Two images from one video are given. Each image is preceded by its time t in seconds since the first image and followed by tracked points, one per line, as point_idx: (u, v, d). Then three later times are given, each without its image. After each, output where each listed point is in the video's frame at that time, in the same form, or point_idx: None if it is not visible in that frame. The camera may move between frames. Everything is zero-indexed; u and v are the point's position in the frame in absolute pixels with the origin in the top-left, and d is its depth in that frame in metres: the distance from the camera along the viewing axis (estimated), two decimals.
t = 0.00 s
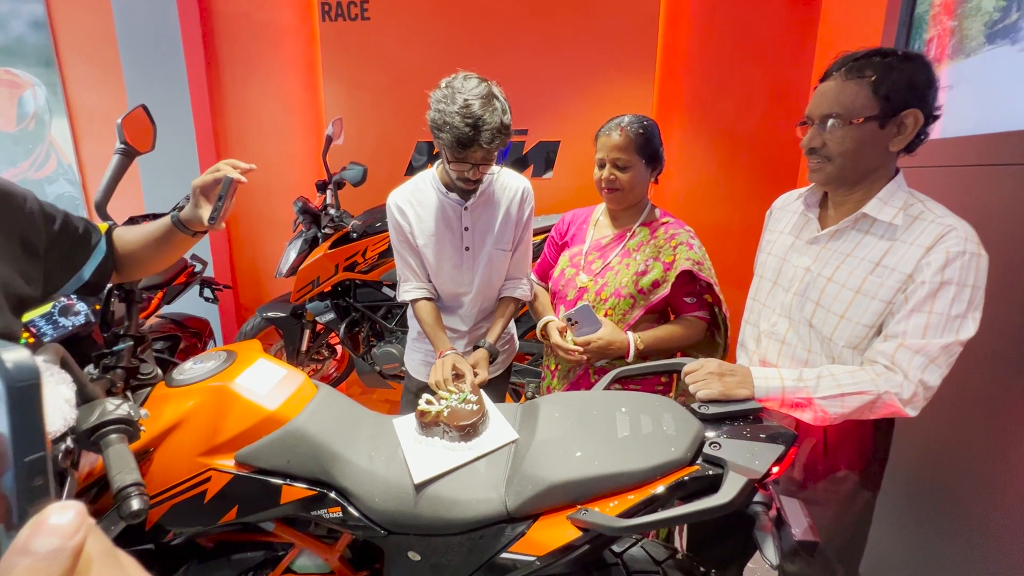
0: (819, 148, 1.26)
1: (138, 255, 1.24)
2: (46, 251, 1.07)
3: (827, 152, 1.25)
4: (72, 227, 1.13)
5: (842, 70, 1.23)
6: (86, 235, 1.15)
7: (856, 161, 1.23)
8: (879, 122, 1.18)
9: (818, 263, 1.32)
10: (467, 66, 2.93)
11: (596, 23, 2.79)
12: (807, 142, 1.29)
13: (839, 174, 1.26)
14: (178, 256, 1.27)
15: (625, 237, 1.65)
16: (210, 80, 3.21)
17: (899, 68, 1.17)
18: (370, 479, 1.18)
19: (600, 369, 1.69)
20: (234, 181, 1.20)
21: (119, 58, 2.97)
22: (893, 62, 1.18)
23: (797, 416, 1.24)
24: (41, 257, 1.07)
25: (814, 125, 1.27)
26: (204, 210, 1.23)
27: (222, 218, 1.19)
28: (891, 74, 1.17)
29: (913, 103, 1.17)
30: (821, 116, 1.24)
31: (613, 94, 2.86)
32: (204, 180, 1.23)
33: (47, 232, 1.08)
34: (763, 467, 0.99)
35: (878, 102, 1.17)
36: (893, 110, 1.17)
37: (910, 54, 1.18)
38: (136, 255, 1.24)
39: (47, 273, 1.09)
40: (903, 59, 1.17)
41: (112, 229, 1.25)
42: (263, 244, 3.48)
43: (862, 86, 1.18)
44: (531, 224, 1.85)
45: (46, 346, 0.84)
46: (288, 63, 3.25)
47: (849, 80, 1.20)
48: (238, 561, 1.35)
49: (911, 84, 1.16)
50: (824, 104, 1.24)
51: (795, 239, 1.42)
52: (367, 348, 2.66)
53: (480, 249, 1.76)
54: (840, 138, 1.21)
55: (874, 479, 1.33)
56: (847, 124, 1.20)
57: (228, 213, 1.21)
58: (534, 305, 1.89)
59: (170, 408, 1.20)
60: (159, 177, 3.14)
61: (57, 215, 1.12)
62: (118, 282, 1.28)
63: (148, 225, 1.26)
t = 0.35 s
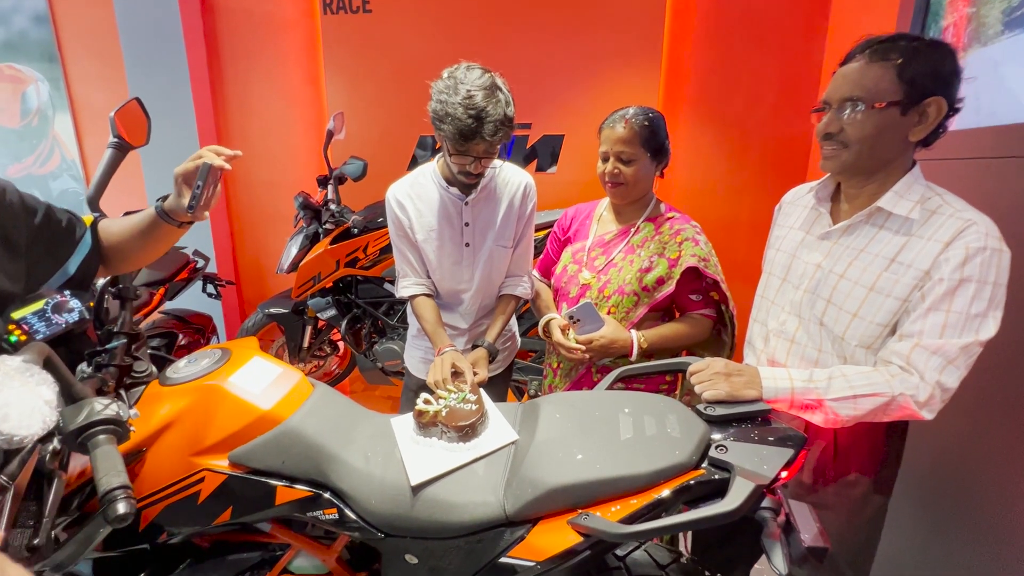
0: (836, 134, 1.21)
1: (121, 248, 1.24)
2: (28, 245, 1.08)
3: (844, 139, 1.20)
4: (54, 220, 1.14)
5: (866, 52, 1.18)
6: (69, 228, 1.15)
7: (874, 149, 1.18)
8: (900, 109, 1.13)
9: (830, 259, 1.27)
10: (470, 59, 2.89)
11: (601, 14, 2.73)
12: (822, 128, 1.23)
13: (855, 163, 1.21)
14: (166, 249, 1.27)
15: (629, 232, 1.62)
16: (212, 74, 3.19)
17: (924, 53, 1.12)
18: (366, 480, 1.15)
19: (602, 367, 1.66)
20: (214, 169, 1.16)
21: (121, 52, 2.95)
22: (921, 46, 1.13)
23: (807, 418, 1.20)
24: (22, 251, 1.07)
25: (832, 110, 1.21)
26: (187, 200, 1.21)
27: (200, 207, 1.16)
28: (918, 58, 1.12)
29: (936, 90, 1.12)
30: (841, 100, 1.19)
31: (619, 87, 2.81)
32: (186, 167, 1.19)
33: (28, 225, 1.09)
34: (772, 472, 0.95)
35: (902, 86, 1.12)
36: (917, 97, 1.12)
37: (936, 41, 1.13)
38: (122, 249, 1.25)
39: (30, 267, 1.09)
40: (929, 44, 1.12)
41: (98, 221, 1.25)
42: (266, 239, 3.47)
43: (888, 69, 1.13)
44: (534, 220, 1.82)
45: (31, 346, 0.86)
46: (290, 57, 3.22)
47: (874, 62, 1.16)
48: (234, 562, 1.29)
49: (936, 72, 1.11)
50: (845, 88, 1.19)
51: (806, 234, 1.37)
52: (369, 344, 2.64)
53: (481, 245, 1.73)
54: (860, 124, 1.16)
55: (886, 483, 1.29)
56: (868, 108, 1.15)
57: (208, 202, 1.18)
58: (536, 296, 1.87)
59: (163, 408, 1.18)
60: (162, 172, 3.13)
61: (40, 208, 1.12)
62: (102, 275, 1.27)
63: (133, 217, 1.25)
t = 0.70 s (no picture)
0: (854, 120, 1.17)
1: (108, 238, 1.21)
2: (11, 235, 1.10)
3: (862, 126, 1.16)
4: (39, 212, 1.14)
5: (888, 36, 1.14)
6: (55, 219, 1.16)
7: (894, 137, 1.14)
8: (923, 95, 1.09)
9: (842, 252, 1.24)
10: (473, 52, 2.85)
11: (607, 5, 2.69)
12: (840, 114, 1.20)
13: (874, 152, 1.17)
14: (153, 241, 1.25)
15: (631, 223, 1.59)
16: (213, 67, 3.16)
17: (950, 36, 1.08)
18: (366, 477, 1.13)
19: (605, 359, 1.65)
20: (201, 155, 1.12)
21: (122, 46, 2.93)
22: (946, 29, 1.08)
23: (818, 417, 1.17)
24: (6, 243, 1.09)
25: (849, 96, 1.18)
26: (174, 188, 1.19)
27: (185, 193, 1.14)
28: (944, 43, 1.07)
29: (961, 77, 1.07)
30: (862, 85, 1.16)
31: (625, 79, 2.77)
32: (172, 153, 1.16)
33: (12, 216, 1.11)
34: (783, 472, 0.92)
35: (925, 71, 1.08)
36: (940, 83, 1.08)
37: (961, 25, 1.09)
38: (109, 239, 1.22)
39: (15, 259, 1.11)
40: (954, 28, 1.08)
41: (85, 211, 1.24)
42: (269, 234, 3.45)
43: (911, 53, 1.09)
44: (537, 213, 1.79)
45: (20, 340, 0.84)
46: (293, 51, 3.20)
47: (896, 46, 1.11)
48: (233, 558, 1.25)
49: (963, 57, 1.07)
50: (864, 73, 1.16)
51: (817, 227, 1.34)
52: (371, 340, 2.64)
53: (483, 239, 1.70)
54: (880, 110, 1.13)
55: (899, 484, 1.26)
56: (891, 93, 1.11)
57: (195, 189, 1.15)
58: (538, 291, 1.84)
59: (159, 403, 1.16)
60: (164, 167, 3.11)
61: (26, 200, 1.14)
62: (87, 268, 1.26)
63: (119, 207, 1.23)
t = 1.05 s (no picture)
0: (859, 116, 1.15)
1: (98, 232, 1.20)
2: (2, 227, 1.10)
3: (867, 122, 1.14)
4: (29, 204, 1.14)
5: (890, 30, 1.12)
6: (45, 212, 1.15)
7: (900, 131, 1.12)
8: (928, 88, 1.07)
9: (849, 247, 1.22)
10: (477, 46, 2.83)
11: None
12: (844, 110, 1.17)
13: (880, 146, 1.15)
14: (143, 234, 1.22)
15: (633, 215, 1.59)
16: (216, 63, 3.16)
17: (954, 28, 1.05)
18: (367, 473, 1.12)
19: (608, 350, 1.65)
20: (195, 145, 1.11)
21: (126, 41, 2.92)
22: (950, 21, 1.06)
23: (825, 414, 1.15)
24: None
25: (854, 91, 1.15)
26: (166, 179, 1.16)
27: (177, 183, 1.12)
28: (948, 35, 1.05)
29: (967, 67, 1.05)
30: (864, 81, 1.13)
31: (629, 73, 2.74)
32: (164, 144, 1.14)
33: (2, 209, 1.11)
34: (789, 471, 0.91)
35: (929, 64, 1.06)
36: (946, 75, 1.06)
37: (967, 14, 1.06)
38: (100, 232, 1.20)
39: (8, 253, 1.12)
40: (958, 18, 1.05)
41: (77, 205, 1.23)
42: (273, 230, 3.45)
43: (915, 46, 1.07)
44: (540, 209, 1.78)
45: (19, 334, 0.84)
46: (296, 46, 3.19)
47: (899, 40, 1.09)
48: (235, 554, 1.25)
49: (969, 48, 1.05)
50: (868, 68, 1.12)
51: (824, 222, 1.32)
52: (375, 335, 2.64)
53: (487, 235, 1.69)
54: (884, 106, 1.10)
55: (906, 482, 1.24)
56: (895, 88, 1.09)
57: (187, 180, 1.14)
58: (540, 287, 1.84)
59: (160, 399, 1.16)
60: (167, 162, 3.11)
61: (17, 192, 1.15)
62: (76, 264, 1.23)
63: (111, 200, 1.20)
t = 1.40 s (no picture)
0: (855, 116, 1.15)
1: (77, 224, 1.21)
2: None
3: (863, 121, 1.14)
4: (3, 197, 1.14)
5: (884, 29, 1.12)
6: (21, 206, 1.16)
7: (896, 130, 1.12)
8: (923, 87, 1.07)
9: (848, 244, 1.22)
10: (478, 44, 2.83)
11: None
12: (840, 110, 1.17)
13: (877, 145, 1.16)
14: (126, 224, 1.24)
15: (629, 211, 1.60)
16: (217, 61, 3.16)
17: (947, 26, 1.05)
18: (368, 468, 1.13)
19: (606, 342, 1.66)
20: (172, 129, 1.12)
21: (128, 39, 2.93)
22: (942, 19, 1.06)
23: (822, 409, 1.16)
24: None
25: (849, 91, 1.16)
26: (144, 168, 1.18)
27: (154, 168, 1.12)
28: (940, 33, 1.05)
29: (963, 65, 1.05)
30: (859, 80, 1.13)
31: (630, 71, 2.74)
32: (140, 130, 1.14)
33: None
34: (786, 466, 0.91)
35: (923, 63, 1.06)
36: (941, 73, 1.06)
37: (962, 12, 1.06)
38: (79, 225, 1.21)
39: None
40: (953, 16, 1.05)
41: (54, 197, 1.23)
42: (275, 227, 3.47)
43: (907, 45, 1.07)
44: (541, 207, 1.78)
45: (24, 330, 0.85)
46: (296, 44, 3.20)
47: (892, 39, 1.09)
48: (238, 548, 1.26)
49: (962, 45, 1.05)
50: (862, 68, 1.13)
51: (823, 219, 1.32)
52: (376, 333, 2.62)
53: (488, 233, 1.69)
54: (879, 105, 1.11)
55: (905, 479, 1.25)
56: (888, 88, 1.09)
57: (164, 165, 1.14)
58: (541, 284, 1.85)
59: (163, 395, 1.17)
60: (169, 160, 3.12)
61: None
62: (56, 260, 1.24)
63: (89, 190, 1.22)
